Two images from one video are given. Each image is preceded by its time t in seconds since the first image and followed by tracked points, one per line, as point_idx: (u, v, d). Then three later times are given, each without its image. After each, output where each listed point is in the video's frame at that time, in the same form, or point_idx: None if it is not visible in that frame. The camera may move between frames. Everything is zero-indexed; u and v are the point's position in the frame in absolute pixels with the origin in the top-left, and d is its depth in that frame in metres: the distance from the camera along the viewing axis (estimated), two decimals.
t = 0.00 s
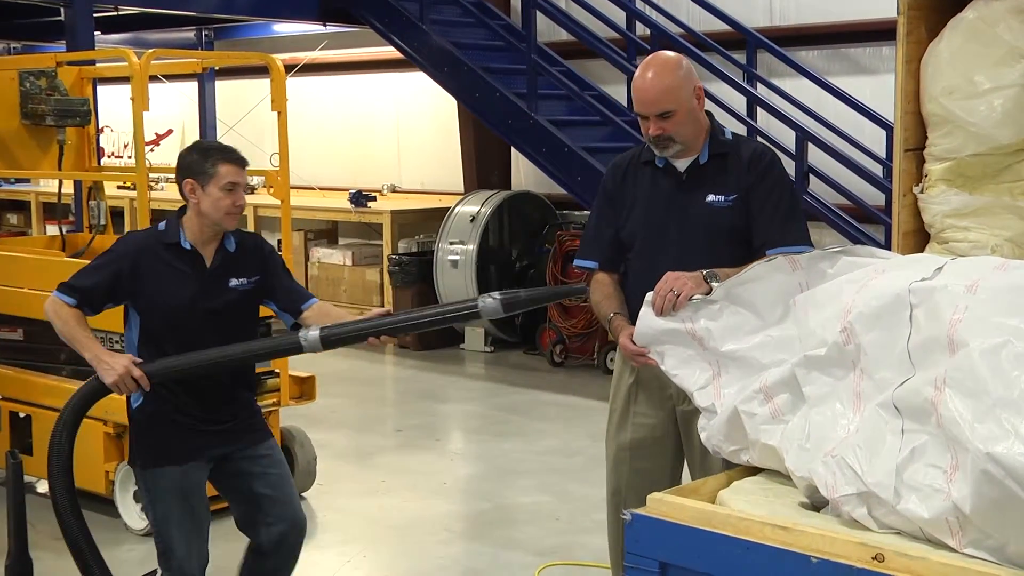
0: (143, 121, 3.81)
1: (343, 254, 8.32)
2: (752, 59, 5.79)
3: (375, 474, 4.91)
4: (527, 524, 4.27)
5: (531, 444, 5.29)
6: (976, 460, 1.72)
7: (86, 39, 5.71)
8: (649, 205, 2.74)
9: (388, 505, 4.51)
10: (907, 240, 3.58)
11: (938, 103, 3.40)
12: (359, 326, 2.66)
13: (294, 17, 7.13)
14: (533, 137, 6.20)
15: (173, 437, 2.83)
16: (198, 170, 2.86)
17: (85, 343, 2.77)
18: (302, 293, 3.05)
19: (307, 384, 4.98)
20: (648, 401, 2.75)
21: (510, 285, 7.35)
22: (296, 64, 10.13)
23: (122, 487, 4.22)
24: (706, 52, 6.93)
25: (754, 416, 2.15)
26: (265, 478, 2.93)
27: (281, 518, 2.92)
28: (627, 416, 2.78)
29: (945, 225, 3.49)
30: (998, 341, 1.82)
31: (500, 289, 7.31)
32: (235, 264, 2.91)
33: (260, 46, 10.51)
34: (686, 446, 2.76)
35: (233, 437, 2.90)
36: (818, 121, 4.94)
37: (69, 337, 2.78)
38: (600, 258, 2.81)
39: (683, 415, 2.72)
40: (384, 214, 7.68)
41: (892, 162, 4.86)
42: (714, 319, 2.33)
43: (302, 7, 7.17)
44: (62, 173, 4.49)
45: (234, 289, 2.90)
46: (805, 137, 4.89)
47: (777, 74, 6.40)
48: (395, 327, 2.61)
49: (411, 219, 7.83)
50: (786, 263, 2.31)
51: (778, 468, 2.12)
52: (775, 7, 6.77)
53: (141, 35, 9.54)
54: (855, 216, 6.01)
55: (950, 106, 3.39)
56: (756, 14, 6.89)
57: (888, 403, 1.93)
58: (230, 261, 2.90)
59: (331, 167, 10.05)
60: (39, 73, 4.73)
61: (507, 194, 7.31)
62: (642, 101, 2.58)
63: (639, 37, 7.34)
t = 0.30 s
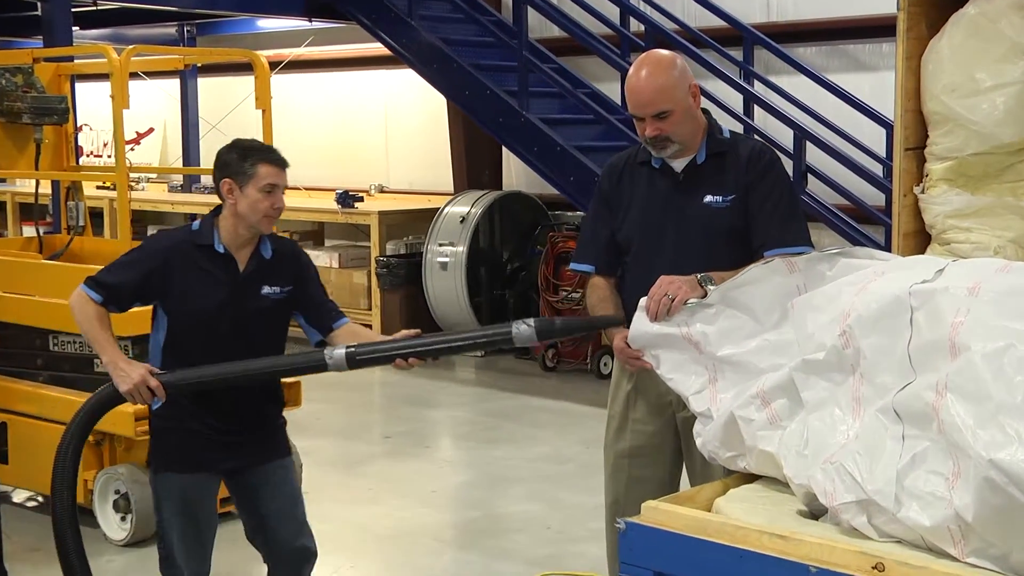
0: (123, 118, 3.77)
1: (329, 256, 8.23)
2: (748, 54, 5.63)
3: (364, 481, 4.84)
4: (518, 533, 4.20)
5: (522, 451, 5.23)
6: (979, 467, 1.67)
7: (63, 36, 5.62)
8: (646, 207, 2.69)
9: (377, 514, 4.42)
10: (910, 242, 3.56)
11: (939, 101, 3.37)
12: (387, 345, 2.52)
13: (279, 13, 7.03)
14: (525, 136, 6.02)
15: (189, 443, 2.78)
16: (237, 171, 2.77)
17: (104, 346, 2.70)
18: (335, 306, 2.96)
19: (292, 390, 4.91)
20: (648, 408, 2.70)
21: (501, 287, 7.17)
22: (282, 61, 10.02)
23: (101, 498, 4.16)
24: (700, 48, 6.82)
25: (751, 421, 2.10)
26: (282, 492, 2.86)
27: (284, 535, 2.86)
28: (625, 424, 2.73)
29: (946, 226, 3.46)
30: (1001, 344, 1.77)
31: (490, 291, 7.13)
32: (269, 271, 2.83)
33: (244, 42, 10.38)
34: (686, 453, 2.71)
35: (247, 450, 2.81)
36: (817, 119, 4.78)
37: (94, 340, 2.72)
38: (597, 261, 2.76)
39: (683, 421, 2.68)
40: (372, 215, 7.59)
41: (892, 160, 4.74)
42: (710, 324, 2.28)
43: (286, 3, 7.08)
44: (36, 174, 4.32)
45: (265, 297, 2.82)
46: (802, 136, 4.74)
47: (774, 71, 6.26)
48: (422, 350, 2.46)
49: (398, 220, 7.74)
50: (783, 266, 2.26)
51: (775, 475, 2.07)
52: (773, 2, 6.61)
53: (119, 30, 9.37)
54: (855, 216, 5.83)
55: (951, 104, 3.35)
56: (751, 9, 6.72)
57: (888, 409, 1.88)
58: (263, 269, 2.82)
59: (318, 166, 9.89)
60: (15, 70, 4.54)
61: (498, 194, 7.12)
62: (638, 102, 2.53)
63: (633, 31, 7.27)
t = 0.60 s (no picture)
0: (100, 115, 3.71)
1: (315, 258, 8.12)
2: (743, 50, 5.43)
3: (351, 488, 4.74)
4: (509, 541, 4.11)
5: (513, 457, 5.14)
6: (980, 473, 1.63)
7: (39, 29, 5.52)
8: (637, 207, 2.64)
9: (364, 521, 4.34)
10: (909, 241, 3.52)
11: (939, 97, 3.33)
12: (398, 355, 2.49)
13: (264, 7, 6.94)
14: (514, 132, 5.88)
15: (203, 445, 2.69)
16: (266, 164, 2.70)
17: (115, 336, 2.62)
18: (359, 312, 2.90)
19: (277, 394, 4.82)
20: (640, 414, 2.65)
21: (491, 288, 7.10)
22: (266, 56, 9.95)
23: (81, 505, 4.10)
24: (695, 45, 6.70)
25: (746, 426, 2.05)
26: (297, 498, 2.79)
27: (292, 543, 2.79)
28: (617, 431, 2.68)
29: (946, 225, 3.41)
30: (1002, 347, 1.73)
31: (479, 293, 7.07)
32: (297, 270, 2.77)
33: (227, 38, 10.25)
34: (679, 459, 2.66)
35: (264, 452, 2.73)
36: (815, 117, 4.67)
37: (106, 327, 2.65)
38: (587, 262, 2.72)
39: (676, 426, 2.63)
40: (357, 215, 7.50)
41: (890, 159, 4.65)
42: (700, 325, 2.23)
43: None
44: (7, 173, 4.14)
45: (291, 296, 2.76)
46: (799, 133, 4.63)
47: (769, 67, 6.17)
48: (440, 355, 2.43)
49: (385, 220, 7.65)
50: (778, 265, 2.21)
51: (771, 482, 2.02)
52: None
53: (96, 25, 9.22)
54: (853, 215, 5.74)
55: (951, 101, 3.31)
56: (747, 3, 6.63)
57: (887, 413, 1.84)
58: (290, 267, 2.76)
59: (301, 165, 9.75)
60: None
61: (488, 194, 7.03)
62: (626, 100, 2.48)
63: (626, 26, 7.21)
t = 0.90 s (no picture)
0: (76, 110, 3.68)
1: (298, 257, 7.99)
2: (737, 43, 5.33)
3: (335, 494, 4.64)
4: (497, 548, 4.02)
5: (502, 462, 5.04)
6: (977, 477, 1.59)
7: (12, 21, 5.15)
8: (624, 206, 2.59)
9: (348, 527, 4.23)
10: (907, 239, 3.54)
11: (937, 92, 3.35)
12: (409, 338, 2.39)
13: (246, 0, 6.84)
14: (502, 127, 5.76)
15: (202, 446, 2.58)
16: (284, 158, 2.59)
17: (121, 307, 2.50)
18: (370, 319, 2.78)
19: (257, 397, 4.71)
20: (629, 419, 2.61)
21: (478, 288, 7.03)
22: (247, 50, 9.79)
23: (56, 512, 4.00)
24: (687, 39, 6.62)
25: (739, 431, 2.00)
26: (292, 506, 2.70)
27: (289, 555, 2.71)
28: (604, 436, 2.64)
29: (945, 223, 3.40)
30: (1000, 349, 1.68)
31: (467, 294, 6.98)
32: (308, 271, 2.67)
33: (208, 33, 10.12)
34: (670, 463, 2.62)
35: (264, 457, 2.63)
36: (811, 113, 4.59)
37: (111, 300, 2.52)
38: (574, 263, 2.66)
39: (666, 430, 2.59)
40: (341, 214, 7.43)
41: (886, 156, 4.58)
42: (688, 327, 2.19)
43: None
44: None
45: (299, 298, 2.66)
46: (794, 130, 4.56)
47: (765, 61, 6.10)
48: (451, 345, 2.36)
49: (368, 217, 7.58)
50: (770, 266, 2.17)
51: (765, 487, 1.98)
52: None
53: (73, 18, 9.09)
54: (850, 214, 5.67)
55: (950, 97, 3.33)
56: None
57: (883, 417, 1.79)
58: (302, 268, 2.66)
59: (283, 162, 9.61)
60: None
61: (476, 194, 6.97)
62: (615, 95, 2.44)
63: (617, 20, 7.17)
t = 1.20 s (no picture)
0: (48, 106, 3.61)
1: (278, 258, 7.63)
2: (728, 37, 5.25)
3: (316, 500, 4.55)
4: (484, 555, 3.95)
5: (486, 466, 4.96)
6: (974, 482, 1.55)
7: None
8: (612, 205, 2.54)
9: (331, 534, 4.15)
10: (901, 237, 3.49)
11: (933, 88, 3.32)
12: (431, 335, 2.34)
13: None
14: (488, 124, 5.53)
15: (185, 447, 2.53)
16: (295, 162, 2.49)
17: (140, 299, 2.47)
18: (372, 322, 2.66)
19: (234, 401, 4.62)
20: (617, 423, 2.56)
21: (463, 289, 6.86)
22: (225, 44, 9.49)
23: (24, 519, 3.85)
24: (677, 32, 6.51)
25: (731, 435, 1.96)
26: (274, 514, 2.63)
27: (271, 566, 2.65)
28: (591, 441, 2.59)
29: (941, 222, 3.36)
30: (997, 351, 1.64)
31: (451, 294, 6.80)
32: (307, 278, 2.58)
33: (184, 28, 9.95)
34: (658, 468, 2.58)
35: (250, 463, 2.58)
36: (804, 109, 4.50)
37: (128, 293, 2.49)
38: (561, 262, 2.60)
39: (656, 434, 2.55)
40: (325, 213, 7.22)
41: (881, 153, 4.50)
42: (681, 330, 2.15)
43: None
44: None
45: (296, 304, 2.57)
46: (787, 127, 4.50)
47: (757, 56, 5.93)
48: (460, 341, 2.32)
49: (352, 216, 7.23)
50: (764, 267, 2.13)
51: (758, 492, 1.93)
52: None
53: (47, 12, 8.91)
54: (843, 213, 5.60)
55: (947, 92, 3.29)
56: None
57: (878, 420, 1.75)
58: (303, 275, 2.57)
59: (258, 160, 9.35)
60: None
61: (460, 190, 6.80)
62: (604, 90, 2.39)
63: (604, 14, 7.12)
